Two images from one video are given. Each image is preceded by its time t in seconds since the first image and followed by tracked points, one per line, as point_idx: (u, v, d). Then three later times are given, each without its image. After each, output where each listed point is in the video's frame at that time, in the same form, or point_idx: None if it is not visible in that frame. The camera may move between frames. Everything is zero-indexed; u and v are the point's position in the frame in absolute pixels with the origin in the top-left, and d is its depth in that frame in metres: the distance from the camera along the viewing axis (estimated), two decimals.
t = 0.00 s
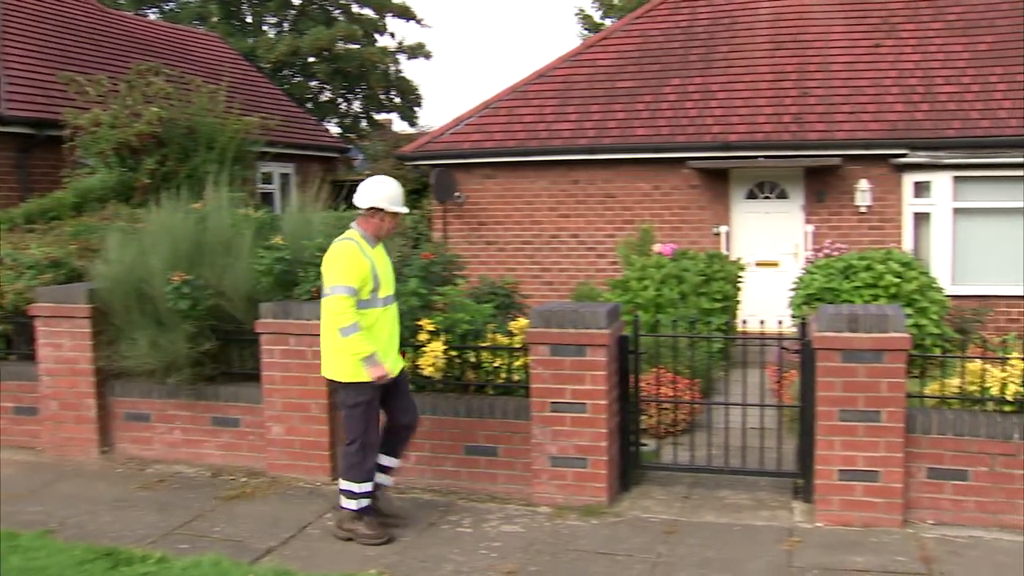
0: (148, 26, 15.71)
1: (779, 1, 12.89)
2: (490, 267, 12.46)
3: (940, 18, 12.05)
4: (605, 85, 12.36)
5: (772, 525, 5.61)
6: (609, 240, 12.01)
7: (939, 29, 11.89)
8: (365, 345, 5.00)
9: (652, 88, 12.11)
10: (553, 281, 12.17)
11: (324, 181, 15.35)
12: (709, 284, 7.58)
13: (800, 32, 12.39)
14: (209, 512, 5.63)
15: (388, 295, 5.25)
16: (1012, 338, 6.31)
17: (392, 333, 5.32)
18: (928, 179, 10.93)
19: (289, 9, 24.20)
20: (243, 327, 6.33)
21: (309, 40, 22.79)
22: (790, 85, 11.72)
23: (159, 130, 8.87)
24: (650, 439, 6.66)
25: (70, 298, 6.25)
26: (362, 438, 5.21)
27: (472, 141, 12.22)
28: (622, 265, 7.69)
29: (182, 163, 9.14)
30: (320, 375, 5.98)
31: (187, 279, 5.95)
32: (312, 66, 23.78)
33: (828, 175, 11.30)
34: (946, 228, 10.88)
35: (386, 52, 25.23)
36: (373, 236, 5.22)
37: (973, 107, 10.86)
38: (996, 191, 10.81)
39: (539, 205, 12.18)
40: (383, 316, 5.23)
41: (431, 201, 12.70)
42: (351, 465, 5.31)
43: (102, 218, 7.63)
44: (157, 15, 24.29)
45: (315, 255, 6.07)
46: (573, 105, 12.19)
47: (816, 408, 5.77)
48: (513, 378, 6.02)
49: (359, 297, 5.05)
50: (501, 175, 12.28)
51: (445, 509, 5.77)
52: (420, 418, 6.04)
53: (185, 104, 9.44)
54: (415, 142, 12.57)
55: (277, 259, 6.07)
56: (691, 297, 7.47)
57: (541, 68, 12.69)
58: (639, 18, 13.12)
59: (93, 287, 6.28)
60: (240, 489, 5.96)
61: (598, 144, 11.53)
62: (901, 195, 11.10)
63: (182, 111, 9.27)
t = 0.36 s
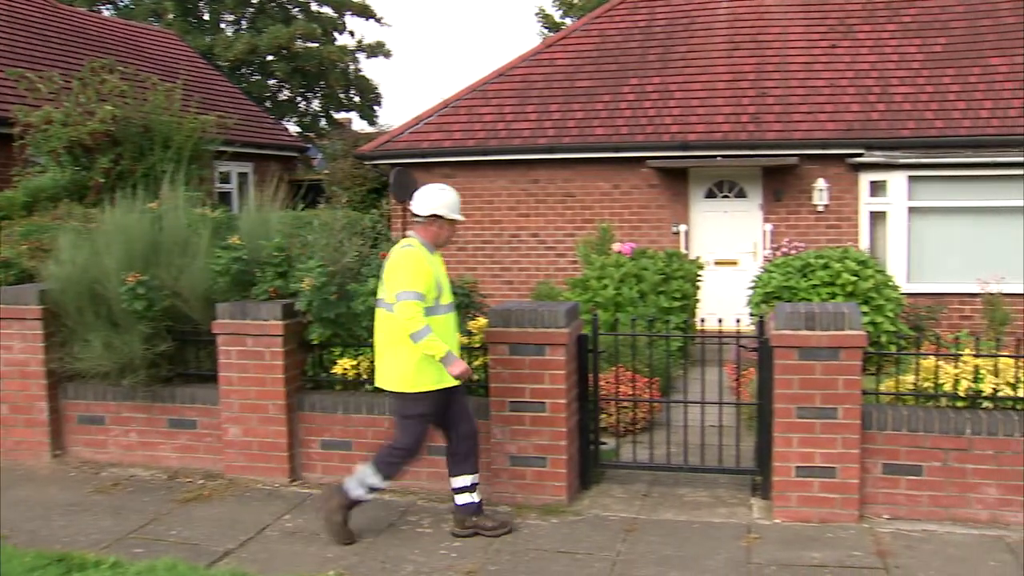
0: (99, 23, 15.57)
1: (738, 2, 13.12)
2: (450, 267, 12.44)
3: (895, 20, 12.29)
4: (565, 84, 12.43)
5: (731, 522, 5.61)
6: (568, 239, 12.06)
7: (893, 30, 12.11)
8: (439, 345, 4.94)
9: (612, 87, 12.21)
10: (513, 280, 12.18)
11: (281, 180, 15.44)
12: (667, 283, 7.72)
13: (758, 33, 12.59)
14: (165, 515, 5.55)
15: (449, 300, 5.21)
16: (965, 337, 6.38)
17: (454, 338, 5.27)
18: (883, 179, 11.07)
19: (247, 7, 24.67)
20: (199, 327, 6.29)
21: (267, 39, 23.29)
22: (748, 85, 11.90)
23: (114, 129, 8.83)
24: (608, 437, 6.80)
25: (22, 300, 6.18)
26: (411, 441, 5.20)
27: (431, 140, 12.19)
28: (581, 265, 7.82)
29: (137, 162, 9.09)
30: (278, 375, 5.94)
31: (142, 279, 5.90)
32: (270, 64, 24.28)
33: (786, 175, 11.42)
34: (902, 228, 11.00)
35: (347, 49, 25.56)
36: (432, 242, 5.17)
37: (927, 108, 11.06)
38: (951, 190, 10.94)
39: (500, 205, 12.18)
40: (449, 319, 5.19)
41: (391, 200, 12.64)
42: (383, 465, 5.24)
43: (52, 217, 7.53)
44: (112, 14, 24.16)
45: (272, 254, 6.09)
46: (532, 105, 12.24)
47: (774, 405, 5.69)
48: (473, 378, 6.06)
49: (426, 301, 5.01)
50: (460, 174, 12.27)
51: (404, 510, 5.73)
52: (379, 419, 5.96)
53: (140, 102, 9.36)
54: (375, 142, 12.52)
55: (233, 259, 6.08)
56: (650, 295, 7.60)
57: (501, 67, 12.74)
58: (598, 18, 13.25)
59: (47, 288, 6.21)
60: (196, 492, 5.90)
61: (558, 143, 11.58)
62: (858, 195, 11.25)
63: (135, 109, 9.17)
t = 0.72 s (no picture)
0: (59, 19, 15.38)
1: (702, 1, 13.23)
2: (415, 267, 12.41)
3: (857, 22, 12.47)
4: (530, 84, 12.46)
5: (695, 520, 5.63)
6: (534, 238, 12.08)
7: (855, 32, 12.30)
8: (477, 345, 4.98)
9: (577, 87, 12.27)
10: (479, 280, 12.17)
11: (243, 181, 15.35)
12: (632, 282, 7.76)
13: (721, 33, 12.71)
14: (127, 518, 5.49)
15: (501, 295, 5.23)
16: (926, 333, 6.48)
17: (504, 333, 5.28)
18: (846, 178, 11.19)
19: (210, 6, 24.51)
20: (161, 327, 6.26)
21: (230, 36, 23.15)
22: (712, 85, 11.98)
23: (74, 127, 8.74)
24: (573, 436, 6.79)
25: None
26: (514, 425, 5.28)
27: (396, 139, 12.14)
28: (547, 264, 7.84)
29: (98, 161, 9.00)
30: (241, 376, 5.90)
31: (102, 279, 5.82)
32: (233, 63, 24.13)
33: (750, 175, 11.50)
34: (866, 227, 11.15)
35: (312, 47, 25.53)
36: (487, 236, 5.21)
37: (889, 108, 11.19)
38: (912, 189, 11.10)
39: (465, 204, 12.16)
40: (500, 315, 5.23)
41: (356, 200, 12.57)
42: (514, 458, 5.25)
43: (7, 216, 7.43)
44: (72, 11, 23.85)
45: (235, 254, 6.06)
46: (497, 105, 12.25)
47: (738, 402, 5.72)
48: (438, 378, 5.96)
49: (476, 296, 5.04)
50: (425, 174, 12.23)
51: (369, 510, 5.69)
52: (343, 419, 5.95)
53: (99, 100, 9.27)
54: (340, 140, 12.46)
55: (196, 260, 6.03)
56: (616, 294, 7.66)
57: (466, 66, 12.75)
58: (563, 18, 13.32)
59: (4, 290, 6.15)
60: (159, 494, 5.84)
61: (523, 142, 11.57)
62: (820, 194, 11.35)
63: (96, 107, 9.09)
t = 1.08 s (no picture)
0: (20, 15, 15.17)
1: (672, 2, 13.30)
2: (387, 267, 12.38)
3: (826, 22, 12.59)
4: (501, 84, 12.47)
5: (667, 518, 5.65)
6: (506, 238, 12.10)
7: (825, 32, 12.43)
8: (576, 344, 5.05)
9: (548, 87, 12.30)
10: (451, 280, 12.17)
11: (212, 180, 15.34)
12: (603, 282, 7.80)
13: (692, 32, 12.78)
14: (95, 521, 5.44)
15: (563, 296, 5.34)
16: (895, 331, 6.53)
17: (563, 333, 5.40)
18: (816, 177, 11.24)
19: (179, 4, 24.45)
20: (129, 329, 6.24)
21: (200, 35, 22.97)
22: (683, 84, 12.02)
23: (38, 126, 8.67)
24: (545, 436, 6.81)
25: None
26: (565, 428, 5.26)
27: (368, 138, 12.09)
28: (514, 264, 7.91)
29: (64, 159, 8.95)
30: (211, 377, 5.87)
31: (69, 279, 5.76)
32: (204, 62, 24.17)
33: (721, 174, 11.57)
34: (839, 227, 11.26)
35: (283, 46, 25.46)
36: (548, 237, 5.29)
37: (858, 108, 11.29)
38: (883, 189, 11.23)
39: (437, 204, 12.16)
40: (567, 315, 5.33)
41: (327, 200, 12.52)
42: (556, 456, 5.23)
43: None
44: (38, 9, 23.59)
45: (205, 254, 6.02)
46: (469, 105, 12.25)
47: (709, 401, 5.73)
48: (409, 378, 5.95)
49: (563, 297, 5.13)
50: (396, 173, 12.21)
51: (339, 511, 5.67)
52: (314, 420, 5.92)
53: (65, 99, 9.28)
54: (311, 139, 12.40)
55: (165, 259, 5.97)
56: (587, 295, 7.71)
57: (437, 66, 12.74)
58: (534, 17, 13.40)
59: None
60: (127, 497, 5.79)
61: (495, 142, 11.54)
62: (791, 193, 11.41)
63: (63, 106, 9.09)
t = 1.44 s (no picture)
0: None
1: (651, 2, 13.40)
2: (365, 268, 12.35)
3: (804, 23, 12.68)
4: (480, 84, 12.47)
5: (646, 518, 5.66)
6: (485, 238, 12.10)
7: (802, 33, 12.51)
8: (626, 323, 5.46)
9: (527, 87, 12.31)
10: (430, 280, 12.16)
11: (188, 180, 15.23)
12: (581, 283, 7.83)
13: (670, 33, 12.83)
14: (71, 524, 5.40)
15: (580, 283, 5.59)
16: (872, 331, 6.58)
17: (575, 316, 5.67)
18: (794, 177, 11.30)
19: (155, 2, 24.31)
20: (105, 330, 6.20)
21: (176, 34, 22.85)
22: (662, 84, 12.06)
23: (10, 125, 8.60)
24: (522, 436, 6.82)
25: None
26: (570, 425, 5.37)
27: (346, 138, 12.04)
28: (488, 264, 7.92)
29: (38, 159, 8.88)
30: (188, 379, 5.84)
31: (42, 280, 5.70)
32: (180, 61, 24.02)
33: (700, 174, 11.61)
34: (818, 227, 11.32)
35: (261, 46, 25.38)
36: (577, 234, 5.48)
37: (835, 109, 11.35)
38: (863, 189, 11.29)
39: (416, 204, 12.14)
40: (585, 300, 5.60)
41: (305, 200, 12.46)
42: (552, 448, 5.36)
43: None
44: (11, 6, 23.34)
45: (181, 255, 5.98)
46: (448, 104, 12.25)
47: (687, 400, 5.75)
48: (387, 378, 5.94)
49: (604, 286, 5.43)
50: (375, 173, 12.17)
51: (317, 512, 5.65)
52: (292, 421, 5.89)
53: (39, 98, 9.23)
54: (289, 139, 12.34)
55: (141, 259, 5.93)
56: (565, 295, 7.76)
57: (416, 66, 12.73)
58: (512, 17, 13.42)
59: None
60: (104, 500, 5.75)
61: (474, 142, 11.53)
62: (769, 194, 11.49)
63: (36, 106, 9.02)
